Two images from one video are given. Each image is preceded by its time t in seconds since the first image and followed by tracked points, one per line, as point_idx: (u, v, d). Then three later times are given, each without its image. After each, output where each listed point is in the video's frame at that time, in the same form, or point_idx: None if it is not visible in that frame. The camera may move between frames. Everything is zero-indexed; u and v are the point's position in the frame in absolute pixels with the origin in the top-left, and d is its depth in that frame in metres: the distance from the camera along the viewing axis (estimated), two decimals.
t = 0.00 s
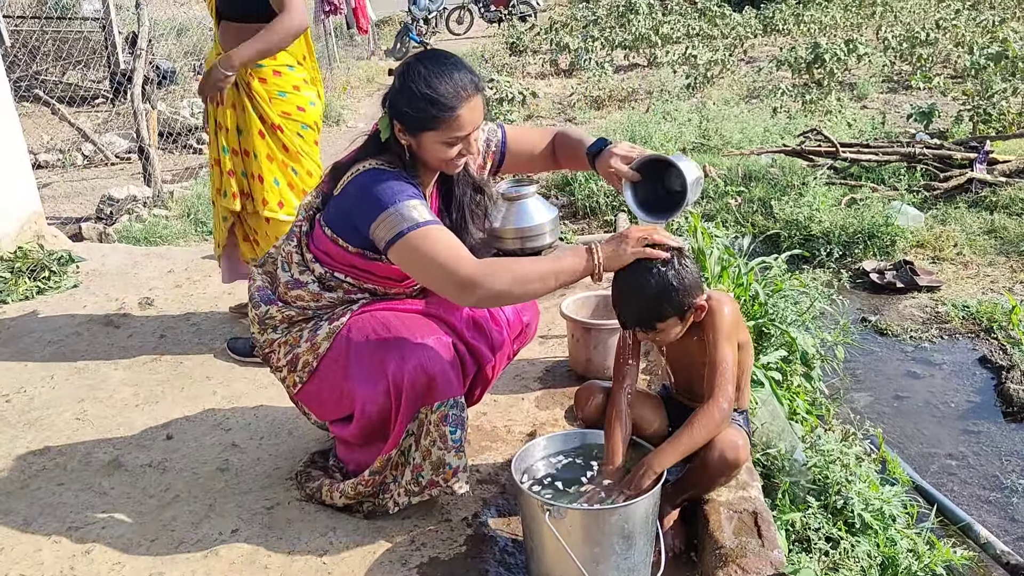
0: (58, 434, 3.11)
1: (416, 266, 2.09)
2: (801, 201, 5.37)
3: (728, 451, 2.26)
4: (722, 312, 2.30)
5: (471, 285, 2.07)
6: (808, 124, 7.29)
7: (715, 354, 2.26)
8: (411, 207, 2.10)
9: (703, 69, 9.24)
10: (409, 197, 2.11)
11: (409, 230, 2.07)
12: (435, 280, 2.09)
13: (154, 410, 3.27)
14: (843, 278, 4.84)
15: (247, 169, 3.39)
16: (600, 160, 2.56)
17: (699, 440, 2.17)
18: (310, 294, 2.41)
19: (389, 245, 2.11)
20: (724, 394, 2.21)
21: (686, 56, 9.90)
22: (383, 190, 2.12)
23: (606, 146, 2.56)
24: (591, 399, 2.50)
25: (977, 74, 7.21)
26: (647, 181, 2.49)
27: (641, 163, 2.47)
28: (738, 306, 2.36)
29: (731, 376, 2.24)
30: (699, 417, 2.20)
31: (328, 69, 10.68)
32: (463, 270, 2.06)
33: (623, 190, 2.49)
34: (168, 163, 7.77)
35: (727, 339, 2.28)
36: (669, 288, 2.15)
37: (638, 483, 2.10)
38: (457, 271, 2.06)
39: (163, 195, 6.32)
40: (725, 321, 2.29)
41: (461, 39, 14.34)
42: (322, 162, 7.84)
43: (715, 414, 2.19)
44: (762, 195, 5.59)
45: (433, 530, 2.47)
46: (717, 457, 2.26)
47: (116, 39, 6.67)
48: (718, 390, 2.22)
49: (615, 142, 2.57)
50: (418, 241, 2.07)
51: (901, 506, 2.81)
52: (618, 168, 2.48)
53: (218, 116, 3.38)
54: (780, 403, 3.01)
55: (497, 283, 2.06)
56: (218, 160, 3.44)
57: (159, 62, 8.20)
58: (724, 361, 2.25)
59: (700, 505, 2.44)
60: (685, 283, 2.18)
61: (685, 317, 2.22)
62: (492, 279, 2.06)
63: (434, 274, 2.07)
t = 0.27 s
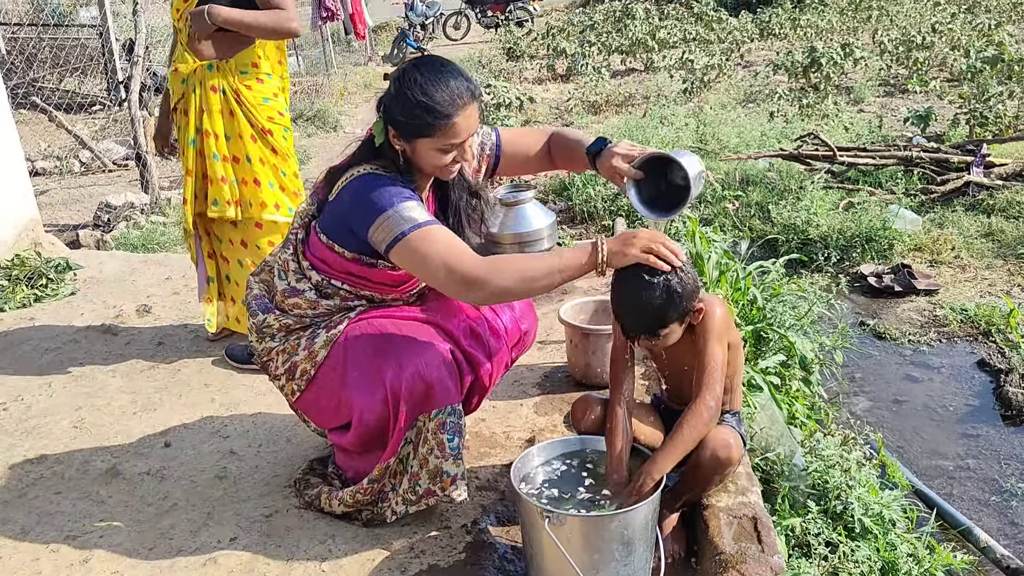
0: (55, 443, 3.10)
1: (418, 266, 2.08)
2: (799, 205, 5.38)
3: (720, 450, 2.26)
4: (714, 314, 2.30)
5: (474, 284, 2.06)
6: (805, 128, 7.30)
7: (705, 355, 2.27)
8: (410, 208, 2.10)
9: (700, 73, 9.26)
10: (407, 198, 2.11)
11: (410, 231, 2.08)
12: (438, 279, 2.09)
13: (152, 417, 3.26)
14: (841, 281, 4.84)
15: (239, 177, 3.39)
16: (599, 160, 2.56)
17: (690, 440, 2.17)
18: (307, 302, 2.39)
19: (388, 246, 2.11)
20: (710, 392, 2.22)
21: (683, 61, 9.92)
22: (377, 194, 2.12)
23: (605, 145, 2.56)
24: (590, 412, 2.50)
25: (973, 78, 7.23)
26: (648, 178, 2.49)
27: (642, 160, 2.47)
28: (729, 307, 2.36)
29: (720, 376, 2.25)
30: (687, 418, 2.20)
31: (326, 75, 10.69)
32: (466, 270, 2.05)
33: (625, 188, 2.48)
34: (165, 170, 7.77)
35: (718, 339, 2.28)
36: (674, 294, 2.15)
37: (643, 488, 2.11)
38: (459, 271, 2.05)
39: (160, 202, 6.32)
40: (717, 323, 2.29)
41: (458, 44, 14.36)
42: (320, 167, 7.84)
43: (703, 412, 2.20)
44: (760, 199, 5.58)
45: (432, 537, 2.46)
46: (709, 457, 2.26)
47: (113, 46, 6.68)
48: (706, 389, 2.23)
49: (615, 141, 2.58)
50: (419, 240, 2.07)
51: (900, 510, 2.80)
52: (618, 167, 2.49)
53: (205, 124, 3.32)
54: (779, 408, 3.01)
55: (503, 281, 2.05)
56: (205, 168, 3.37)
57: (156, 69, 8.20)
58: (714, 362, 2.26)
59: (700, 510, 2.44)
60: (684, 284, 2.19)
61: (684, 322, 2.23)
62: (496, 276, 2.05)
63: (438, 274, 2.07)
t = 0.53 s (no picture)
0: (53, 451, 3.09)
1: (426, 291, 2.12)
2: (796, 210, 5.39)
3: (712, 449, 2.27)
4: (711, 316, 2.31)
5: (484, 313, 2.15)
6: (801, 133, 7.32)
7: (699, 358, 2.27)
8: (417, 234, 2.10)
9: (697, 79, 9.29)
10: (413, 223, 2.11)
11: (416, 259, 2.09)
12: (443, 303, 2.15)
13: (150, 425, 3.26)
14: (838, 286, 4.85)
15: (248, 179, 3.43)
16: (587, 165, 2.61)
17: (682, 442, 2.17)
18: (301, 314, 2.40)
19: (391, 271, 2.12)
20: (700, 394, 2.22)
21: (679, 66, 9.94)
22: (379, 213, 2.12)
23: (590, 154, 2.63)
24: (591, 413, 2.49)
25: (968, 82, 7.26)
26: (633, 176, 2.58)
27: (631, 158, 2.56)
28: (727, 314, 2.36)
29: (711, 383, 2.25)
30: (677, 421, 2.19)
31: (323, 81, 10.70)
32: (480, 294, 2.13)
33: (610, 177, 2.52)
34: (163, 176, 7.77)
35: (711, 342, 2.28)
36: (674, 293, 2.17)
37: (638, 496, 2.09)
38: (472, 296, 2.12)
39: (157, 209, 6.32)
40: (713, 326, 2.29)
41: (455, 51, 14.39)
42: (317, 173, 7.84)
43: (691, 417, 2.19)
44: (757, 204, 5.57)
45: (430, 544, 2.45)
46: (700, 456, 2.27)
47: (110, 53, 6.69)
48: (698, 391, 2.23)
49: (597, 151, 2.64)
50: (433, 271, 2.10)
51: (899, 515, 2.80)
52: (612, 156, 2.53)
53: (217, 127, 3.33)
54: (777, 413, 3.01)
55: (512, 305, 2.17)
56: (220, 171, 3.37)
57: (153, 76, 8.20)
58: (707, 364, 2.26)
59: (698, 515, 2.43)
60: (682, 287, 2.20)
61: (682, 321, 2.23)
62: (505, 302, 2.16)
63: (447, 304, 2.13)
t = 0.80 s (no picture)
0: (49, 455, 3.08)
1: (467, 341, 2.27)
2: (793, 213, 5.39)
3: (706, 451, 2.26)
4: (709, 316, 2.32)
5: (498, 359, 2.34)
6: (798, 136, 7.34)
7: (700, 359, 2.27)
8: (464, 295, 2.22)
9: (693, 82, 9.31)
10: (461, 285, 2.21)
11: (462, 317, 2.23)
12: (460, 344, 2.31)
13: (147, 429, 3.25)
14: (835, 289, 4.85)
15: (265, 173, 3.54)
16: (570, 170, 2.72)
17: (676, 438, 2.17)
18: (302, 330, 2.40)
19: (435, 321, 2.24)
20: (700, 395, 2.23)
21: (676, 70, 9.96)
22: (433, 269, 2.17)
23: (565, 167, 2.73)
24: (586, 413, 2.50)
25: (964, 86, 7.28)
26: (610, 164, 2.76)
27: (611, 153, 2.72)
28: (730, 318, 2.36)
29: (711, 383, 2.25)
30: (674, 420, 2.20)
31: (320, 85, 10.70)
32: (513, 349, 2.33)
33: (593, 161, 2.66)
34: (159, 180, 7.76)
35: (714, 344, 2.28)
36: (676, 289, 2.16)
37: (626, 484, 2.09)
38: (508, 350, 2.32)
39: (154, 213, 6.31)
40: (716, 329, 2.30)
41: (452, 54, 14.41)
42: (314, 177, 7.84)
43: (690, 416, 2.20)
44: (754, 207, 5.59)
45: (428, 549, 2.45)
46: (695, 458, 2.26)
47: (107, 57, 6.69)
48: (696, 391, 2.23)
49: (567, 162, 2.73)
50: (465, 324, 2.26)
51: (897, 518, 2.80)
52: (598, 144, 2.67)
53: (233, 126, 3.40)
54: (775, 416, 3.01)
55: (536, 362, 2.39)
56: (240, 168, 3.44)
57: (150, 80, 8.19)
58: (708, 366, 2.26)
59: (696, 519, 2.43)
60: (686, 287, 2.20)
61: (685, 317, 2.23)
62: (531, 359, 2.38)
63: (471, 351, 2.30)
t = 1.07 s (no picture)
0: (46, 455, 3.07)
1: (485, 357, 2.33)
2: (790, 213, 5.40)
3: (703, 451, 2.25)
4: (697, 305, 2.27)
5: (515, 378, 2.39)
6: (795, 137, 7.34)
7: (700, 360, 2.27)
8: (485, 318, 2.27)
9: (691, 83, 9.32)
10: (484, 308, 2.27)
11: (484, 336, 2.28)
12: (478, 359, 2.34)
13: (144, 430, 3.24)
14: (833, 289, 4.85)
15: (267, 172, 3.59)
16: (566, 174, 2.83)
17: (673, 437, 2.17)
18: (309, 334, 2.39)
19: (459, 342, 2.30)
20: (697, 394, 2.22)
21: (673, 71, 9.97)
22: (465, 295, 2.23)
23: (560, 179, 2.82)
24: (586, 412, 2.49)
25: (961, 87, 7.29)
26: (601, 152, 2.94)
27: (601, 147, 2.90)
28: (732, 320, 2.36)
29: (711, 383, 2.24)
30: (671, 418, 2.20)
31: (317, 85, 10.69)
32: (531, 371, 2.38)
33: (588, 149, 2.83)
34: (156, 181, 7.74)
35: (714, 345, 2.28)
36: (674, 286, 2.15)
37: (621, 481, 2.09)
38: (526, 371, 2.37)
39: (151, 213, 6.30)
40: (717, 330, 2.29)
41: (449, 55, 14.41)
42: (311, 177, 7.83)
43: (686, 416, 2.19)
44: (751, 208, 5.59)
45: (426, 549, 2.44)
46: (692, 458, 2.26)
47: (104, 57, 6.67)
48: (695, 391, 2.23)
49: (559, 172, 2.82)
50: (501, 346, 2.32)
51: (895, 518, 2.80)
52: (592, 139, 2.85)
53: (238, 126, 3.45)
54: (773, 416, 3.01)
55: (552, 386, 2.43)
56: (248, 164, 3.49)
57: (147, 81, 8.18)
58: (708, 366, 2.26)
59: (694, 519, 2.43)
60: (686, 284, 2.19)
61: (684, 315, 2.22)
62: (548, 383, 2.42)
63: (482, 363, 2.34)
